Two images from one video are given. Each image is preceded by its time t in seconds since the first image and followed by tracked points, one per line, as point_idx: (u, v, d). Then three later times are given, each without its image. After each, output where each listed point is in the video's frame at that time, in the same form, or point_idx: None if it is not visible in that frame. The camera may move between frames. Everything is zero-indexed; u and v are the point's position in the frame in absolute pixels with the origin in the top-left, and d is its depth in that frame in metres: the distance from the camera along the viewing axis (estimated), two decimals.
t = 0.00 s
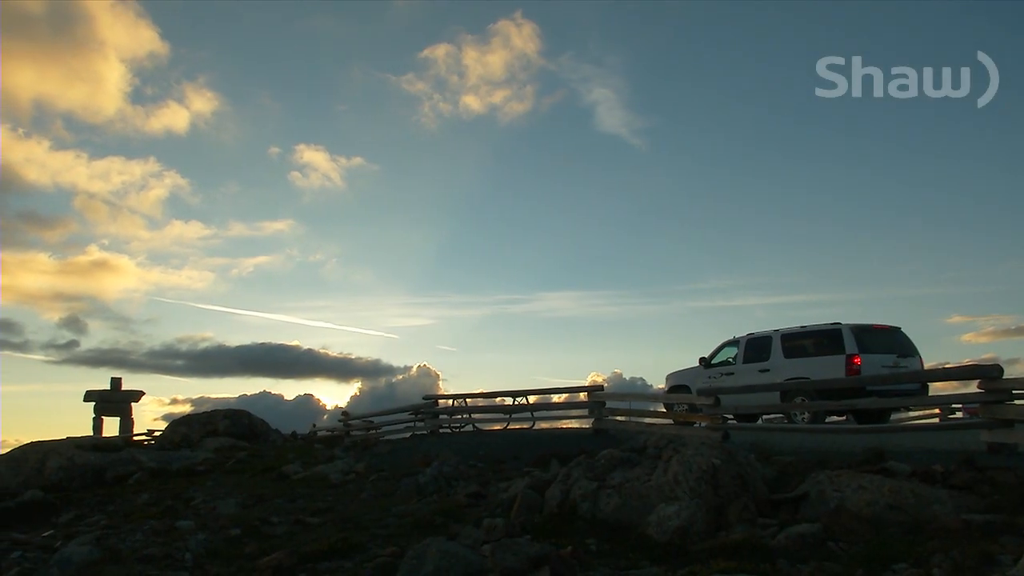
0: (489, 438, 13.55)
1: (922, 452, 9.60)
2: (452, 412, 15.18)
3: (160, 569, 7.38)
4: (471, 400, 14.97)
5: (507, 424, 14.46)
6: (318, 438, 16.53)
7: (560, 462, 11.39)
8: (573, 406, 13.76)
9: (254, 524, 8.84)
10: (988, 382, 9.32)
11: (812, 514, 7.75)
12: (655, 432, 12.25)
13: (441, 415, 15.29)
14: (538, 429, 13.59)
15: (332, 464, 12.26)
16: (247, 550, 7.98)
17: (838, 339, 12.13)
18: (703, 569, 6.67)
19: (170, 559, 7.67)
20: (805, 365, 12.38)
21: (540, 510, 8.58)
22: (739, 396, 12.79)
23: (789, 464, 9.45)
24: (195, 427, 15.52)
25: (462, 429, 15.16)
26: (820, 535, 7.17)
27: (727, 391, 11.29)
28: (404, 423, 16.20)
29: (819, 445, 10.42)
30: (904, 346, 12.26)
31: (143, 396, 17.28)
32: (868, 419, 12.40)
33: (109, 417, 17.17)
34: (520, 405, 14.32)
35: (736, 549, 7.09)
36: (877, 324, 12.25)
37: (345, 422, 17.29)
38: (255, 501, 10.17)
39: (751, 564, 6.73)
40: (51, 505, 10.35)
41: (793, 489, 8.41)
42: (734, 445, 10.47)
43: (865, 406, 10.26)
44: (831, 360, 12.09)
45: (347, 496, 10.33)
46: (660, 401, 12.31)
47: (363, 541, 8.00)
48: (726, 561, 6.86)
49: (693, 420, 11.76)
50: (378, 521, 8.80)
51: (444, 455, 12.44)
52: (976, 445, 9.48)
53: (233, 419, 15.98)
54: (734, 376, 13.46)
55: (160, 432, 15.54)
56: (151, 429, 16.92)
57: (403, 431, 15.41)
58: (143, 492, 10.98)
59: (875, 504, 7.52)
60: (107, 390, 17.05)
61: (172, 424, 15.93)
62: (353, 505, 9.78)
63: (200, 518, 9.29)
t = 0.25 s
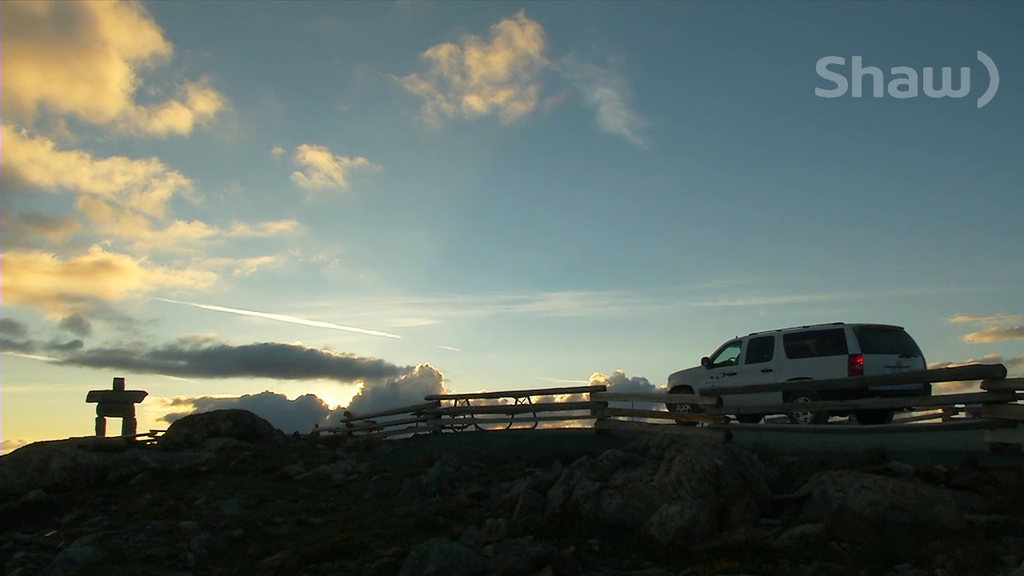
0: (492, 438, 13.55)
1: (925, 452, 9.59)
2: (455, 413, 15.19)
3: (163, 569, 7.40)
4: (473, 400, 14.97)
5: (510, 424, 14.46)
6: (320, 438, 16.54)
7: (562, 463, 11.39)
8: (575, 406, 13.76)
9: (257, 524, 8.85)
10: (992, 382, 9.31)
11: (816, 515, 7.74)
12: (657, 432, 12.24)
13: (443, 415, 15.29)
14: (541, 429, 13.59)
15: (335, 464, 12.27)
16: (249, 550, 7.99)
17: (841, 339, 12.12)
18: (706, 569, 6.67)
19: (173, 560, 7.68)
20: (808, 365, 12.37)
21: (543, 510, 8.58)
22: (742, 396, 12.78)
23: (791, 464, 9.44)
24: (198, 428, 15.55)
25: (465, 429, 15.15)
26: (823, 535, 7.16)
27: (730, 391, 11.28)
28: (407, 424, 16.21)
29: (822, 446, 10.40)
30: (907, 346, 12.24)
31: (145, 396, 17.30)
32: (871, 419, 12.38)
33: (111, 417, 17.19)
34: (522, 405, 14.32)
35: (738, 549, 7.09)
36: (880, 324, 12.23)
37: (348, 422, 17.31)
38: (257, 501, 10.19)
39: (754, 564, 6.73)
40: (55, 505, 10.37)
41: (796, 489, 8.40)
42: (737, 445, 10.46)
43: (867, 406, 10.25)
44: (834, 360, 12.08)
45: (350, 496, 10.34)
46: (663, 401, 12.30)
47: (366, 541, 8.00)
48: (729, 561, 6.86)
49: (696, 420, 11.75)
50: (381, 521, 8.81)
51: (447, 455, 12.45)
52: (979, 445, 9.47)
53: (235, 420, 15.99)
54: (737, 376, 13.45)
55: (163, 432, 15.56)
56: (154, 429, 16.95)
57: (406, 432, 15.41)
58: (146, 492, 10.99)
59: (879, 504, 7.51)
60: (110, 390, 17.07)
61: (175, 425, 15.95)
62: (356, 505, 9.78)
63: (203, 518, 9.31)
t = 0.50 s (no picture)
0: (493, 438, 13.56)
1: (926, 452, 9.58)
2: (456, 413, 15.18)
3: (164, 569, 7.40)
4: (474, 400, 14.98)
5: (511, 424, 14.46)
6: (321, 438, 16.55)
7: (563, 463, 11.40)
8: (576, 406, 13.76)
9: (258, 524, 8.85)
10: (993, 381, 9.31)
11: (816, 515, 7.74)
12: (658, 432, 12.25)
13: (444, 415, 15.29)
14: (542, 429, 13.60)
15: (336, 464, 12.28)
16: (249, 551, 8.00)
17: (842, 339, 12.11)
18: (707, 569, 6.67)
19: (174, 560, 7.68)
20: (809, 365, 12.37)
21: (544, 511, 8.59)
22: (743, 396, 12.78)
23: (792, 464, 9.44)
24: (199, 428, 15.56)
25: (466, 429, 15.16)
26: (825, 535, 7.16)
27: (731, 391, 11.28)
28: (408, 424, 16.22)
29: (823, 446, 10.39)
30: (909, 346, 12.24)
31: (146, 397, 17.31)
32: (872, 418, 12.37)
33: (113, 418, 17.20)
34: (524, 405, 14.32)
35: (738, 551, 7.08)
36: (881, 324, 12.22)
37: (349, 422, 17.32)
38: (259, 501, 10.20)
39: (755, 564, 6.73)
40: (56, 506, 10.38)
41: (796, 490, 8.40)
42: (738, 445, 10.46)
43: (869, 406, 10.24)
44: (835, 360, 12.07)
45: (351, 497, 10.35)
46: (664, 401, 12.30)
47: (367, 541, 8.01)
48: (731, 561, 6.86)
49: (697, 420, 11.74)
50: (382, 521, 8.83)
51: (448, 455, 12.46)
52: (980, 445, 9.46)
53: (237, 420, 16.00)
54: (737, 377, 13.45)
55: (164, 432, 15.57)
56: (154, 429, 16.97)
57: (407, 432, 15.41)
58: (147, 492, 11.00)
59: (880, 504, 7.51)
60: (111, 391, 17.08)
61: (176, 425, 15.96)
62: (357, 505, 9.79)
63: (204, 518, 9.32)
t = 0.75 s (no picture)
0: (494, 438, 13.57)
1: (927, 452, 9.57)
2: (457, 413, 15.19)
3: (165, 569, 7.41)
4: (475, 401, 14.99)
5: (512, 424, 14.47)
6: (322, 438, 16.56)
7: (565, 463, 11.40)
8: (577, 407, 13.76)
9: (260, 524, 8.86)
10: (994, 381, 9.30)
11: (818, 515, 7.73)
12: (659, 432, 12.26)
13: (445, 416, 15.30)
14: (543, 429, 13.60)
15: (337, 464, 12.29)
16: (250, 551, 8.01)
17: (843, 339, 12.10)
18: (708, 569, 6.67)
19: (176, 560, 7.69)
20: (810, 365, 12.36)
21: (545, 511, 8.59)
22: (744, 396, 12.78)
23: (793, 464, 9.44)
24: (201, 428, 15.57)
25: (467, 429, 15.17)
26: (827, 535, 7.16)
27: (732, 391, 11.27)
28: (409, 424, 16.23)
29: (824, 446, 10.39)
30: (910, 346, 12.23)
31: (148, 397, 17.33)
32: (873, 418, 12.37)
33: (114, 418, 17.22)
34: (525, 405, 14.32)
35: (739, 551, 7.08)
36: (882, 324, 12.22)
37: (350, 422, 17.34)
38: (260, 501, 10.21)
39: (756, 564, 6.73)
40: (58, 506, 10.40)
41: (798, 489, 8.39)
42: (738, 445, 10.45)
43: (870, 406, 10.24)
44: (836, 360, 12.07)
45: (353, 497, 10.36)
46: (665, 401, 12.30)
47: (369, 541, 8.02)
48: (733, 561, 6.85)
49: (698, 420, 11.74)
50: (383, 521, 8.84)
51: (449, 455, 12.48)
52: (982, 445, 9.46)
53: (238, 420, 16.01)
54: (738, 377, 13.45)
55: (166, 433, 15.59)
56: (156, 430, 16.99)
57: (408, 432, 15.42)
58: (148, 492, 11.02)
59: (882, 504, 7.51)
60: (113, 391, 17.10)
61: (178, 425, 15.98)
62: (358, 505, 9.80)
63: (205, 518, 9.33)
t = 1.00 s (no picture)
0: (495, 438, 13.58)
1: (929, 452, 9.56)
2: (458, 413, 15.19)
3: (166, 569, 7.42)
4: (476, 401, 14.99)
5: (513, 424, 14.47)
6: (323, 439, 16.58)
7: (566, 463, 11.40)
8: (578, 407, 13.76)
9: (261, 524, 8.87)
10: (995, 381, 9.30)
11: (819, 515, 7.73)
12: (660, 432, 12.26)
13: (446, 416, 15.29)
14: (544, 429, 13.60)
15: (338, 464, 12.30)
16: (251, 551, 8.02)
17: (845, 339, 12.10)
18: (709, 568, 6.68)
19: (177, 560, 7.70)
20: (811, 365, 12.36)
21: (546, 511, 8.59)
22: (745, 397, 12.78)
23: (794, 464, 9.44)
24: (202, 428, 15.58)
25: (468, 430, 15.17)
26: (828, 535, 7.15)
27: (733, 391, 11.26)
28: (410, 424, 16.24)
29: (825, 446, 10.39)
30: (911, 346, 12.22)
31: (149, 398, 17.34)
32: (874, 418, 12.36)
33: (115, 419, 17.23)
34: (526, 405, 14.32)
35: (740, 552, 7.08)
36: (883, 324, 12.21)
37: (351, 423, 17.34)
38: (261, 501, 10.22)
39: (757, 564, 6.73)
40: (59, 506, 10.41)
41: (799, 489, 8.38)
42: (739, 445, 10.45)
43: (871, 406, 10.23)
44: (837, 361, 12.06)
45: (353, 497, 10.37)
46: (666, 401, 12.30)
47: (369, 541, 8.02)
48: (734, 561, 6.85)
49: (699, 420, 11.74)
50: (384, 521, 8.84)
51: (450, 455, 12.48)
52: (983, 445, 9.45)
53: (239, 420, 16.02)
54: (740, 377, 13.45)
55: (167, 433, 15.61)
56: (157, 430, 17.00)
57: (409, 432, 15.42)
58: (149, 492, 11.03)
59: (883, 504, 7.50)
60: (114, 391, 17.11)
61: (179, 425, 15.99)
62: (359, 505, 9.80)
63: (206, 518, 9.35)
